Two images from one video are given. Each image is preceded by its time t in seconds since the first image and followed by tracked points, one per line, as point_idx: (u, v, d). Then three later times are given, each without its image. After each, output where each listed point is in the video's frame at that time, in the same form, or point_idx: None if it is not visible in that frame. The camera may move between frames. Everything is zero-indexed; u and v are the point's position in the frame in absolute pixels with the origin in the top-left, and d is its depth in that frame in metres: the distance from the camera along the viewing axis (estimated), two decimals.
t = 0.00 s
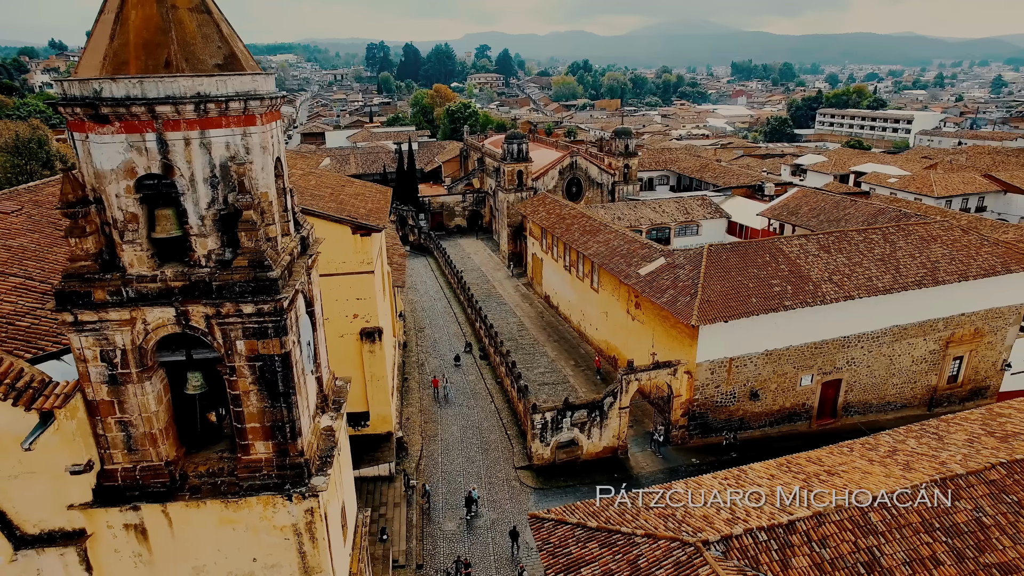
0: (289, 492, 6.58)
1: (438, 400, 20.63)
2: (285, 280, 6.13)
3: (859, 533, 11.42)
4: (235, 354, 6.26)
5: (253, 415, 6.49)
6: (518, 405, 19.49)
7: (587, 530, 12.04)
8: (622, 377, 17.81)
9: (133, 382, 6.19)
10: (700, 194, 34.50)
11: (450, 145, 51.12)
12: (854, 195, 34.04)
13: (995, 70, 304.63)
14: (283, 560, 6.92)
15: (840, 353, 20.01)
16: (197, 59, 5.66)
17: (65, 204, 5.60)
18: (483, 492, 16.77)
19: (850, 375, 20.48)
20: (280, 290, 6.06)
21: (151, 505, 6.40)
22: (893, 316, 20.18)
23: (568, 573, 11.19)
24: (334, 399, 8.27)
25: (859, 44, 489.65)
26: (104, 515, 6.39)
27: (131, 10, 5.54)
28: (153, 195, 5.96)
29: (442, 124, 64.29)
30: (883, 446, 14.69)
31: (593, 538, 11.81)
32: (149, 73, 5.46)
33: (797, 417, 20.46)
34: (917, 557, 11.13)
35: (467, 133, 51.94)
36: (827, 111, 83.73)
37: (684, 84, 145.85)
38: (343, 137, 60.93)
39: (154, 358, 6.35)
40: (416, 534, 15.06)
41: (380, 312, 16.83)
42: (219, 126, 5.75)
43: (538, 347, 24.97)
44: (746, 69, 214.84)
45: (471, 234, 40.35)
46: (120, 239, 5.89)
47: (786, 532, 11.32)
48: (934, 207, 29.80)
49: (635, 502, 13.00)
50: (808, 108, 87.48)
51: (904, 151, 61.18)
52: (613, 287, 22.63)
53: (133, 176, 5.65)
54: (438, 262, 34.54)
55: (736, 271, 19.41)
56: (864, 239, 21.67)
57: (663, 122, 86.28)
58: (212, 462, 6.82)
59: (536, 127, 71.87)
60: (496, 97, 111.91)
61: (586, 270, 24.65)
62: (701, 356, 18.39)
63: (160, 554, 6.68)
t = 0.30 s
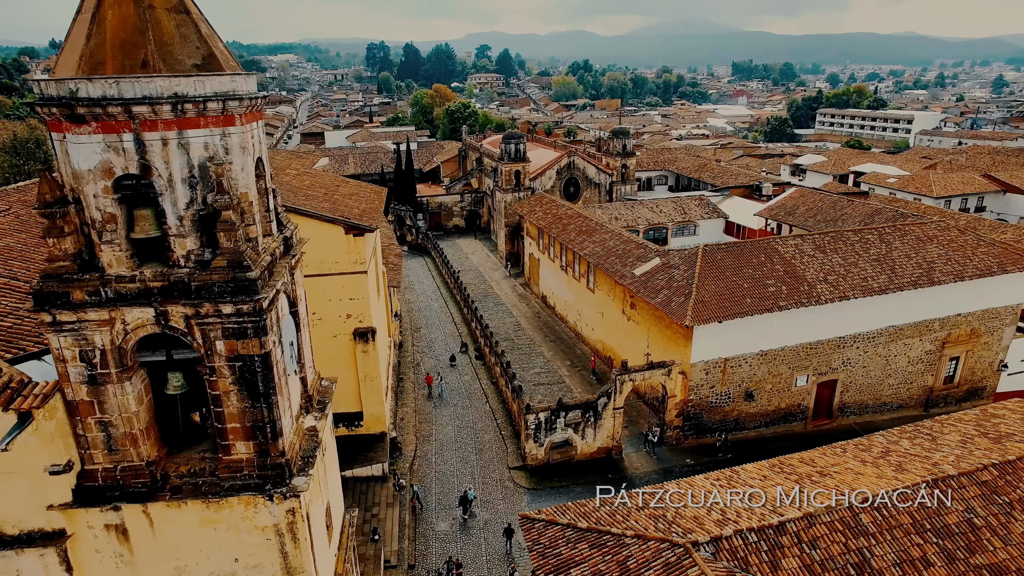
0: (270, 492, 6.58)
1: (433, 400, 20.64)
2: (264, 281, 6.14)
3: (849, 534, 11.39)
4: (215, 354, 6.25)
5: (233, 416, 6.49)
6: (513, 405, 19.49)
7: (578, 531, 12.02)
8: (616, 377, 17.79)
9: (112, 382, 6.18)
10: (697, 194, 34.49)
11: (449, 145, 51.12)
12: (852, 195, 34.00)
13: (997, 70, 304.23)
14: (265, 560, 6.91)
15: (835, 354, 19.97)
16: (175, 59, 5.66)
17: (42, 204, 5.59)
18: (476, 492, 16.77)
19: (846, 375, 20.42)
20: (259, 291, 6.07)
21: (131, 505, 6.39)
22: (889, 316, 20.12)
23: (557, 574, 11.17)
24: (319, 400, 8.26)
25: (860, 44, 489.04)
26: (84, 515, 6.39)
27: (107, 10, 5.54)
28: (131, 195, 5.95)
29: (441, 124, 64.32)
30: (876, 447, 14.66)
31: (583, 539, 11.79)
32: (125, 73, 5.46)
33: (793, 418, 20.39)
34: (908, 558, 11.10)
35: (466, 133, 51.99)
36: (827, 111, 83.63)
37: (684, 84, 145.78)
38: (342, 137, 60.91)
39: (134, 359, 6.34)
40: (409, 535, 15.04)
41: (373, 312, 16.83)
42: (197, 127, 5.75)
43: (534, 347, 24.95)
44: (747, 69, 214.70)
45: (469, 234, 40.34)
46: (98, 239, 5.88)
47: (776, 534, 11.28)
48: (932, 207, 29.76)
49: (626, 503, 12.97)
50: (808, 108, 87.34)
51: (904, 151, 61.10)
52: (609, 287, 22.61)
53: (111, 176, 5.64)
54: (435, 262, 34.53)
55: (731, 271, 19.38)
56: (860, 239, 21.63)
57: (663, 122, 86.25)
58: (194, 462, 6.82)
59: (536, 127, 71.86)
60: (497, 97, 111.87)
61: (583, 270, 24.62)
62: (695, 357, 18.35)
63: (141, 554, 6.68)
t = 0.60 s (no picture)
0: (255, 492, 6.59)
1: (431, 400, 20.63)
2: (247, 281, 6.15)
3: (843, 537, 11.33)
4: (199, 354, 6.26)
5: (218, 416, 6.50)
6: (510, 405, 19.48)
7: (571, 532, 11.99)
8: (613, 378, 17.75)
9: (97, 381, 6.19)
10: (699, 194, 34.42)
11: (451, 145, 51.17)
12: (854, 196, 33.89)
13: (1003, 70, 302.72)
14: (251, 560, 6.92)
15: (835, 355, 19.87)
16: (158, 59, 5.67)
17: (25, 204, 5.60)
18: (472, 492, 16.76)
19: (845, 377, 20.32)
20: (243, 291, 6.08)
21: (117, 504, 6.41)
22: (889, 317, 20.01)
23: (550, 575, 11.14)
24: (307, 399, 8.27)
25: (866, 44, 487.16)
26: (69, 515, 6.41)
27: (90, 10, 5.56)
28: (115, 195, 5.96)
29: (445, 125, 64.43)
30: (874, 449, 14.58)
31: (576, 540, 11.77)
32: (107, 73, 5.47)
33: (792, 419, 20.28)
34: (902, 561, 11.04)
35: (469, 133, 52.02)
36: (832, 111, 83.33)
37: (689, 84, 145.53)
38: (345, 137, 61.03)
39: (119, 358, 6.35)
40: (404, 535, 15.03)
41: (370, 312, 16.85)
42: (180, 127, 5.76)
43: (533, 347, 24.92)
44: (751, 69, 214.23)
45: (471, 234, 40.35)
46: (82, 239, 5.88)
47: (770, 536, 11.22)
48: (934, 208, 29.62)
49: (620, 505, 12.93)
50: (813, 108, 87.02)
51: (909, 151, 60.84)
52: (608, 287, 22.57)
53: (94, 176, 5.65)
54: (436, 262, 34.54)
55: (730, 271, 19.33)
56: (861, 240, 21.55)
57: (667, 121, 86.12)
58: (180, 461, 6.82)
59: (538, 127, 71.84)
60: (500, 97, 111.88)
61: (582, 270, 24.59)
62: (693, 357, 18.28)
63: (127, 553, 6.69)
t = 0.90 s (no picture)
0: (240, 491, 6.60)
1: (429, 401, 20.63)
2: (232, 281, 6.16)
3: (839, 540, 11.25)
4: (184, 354, 6.28)
5: (204, 415, 6.51)
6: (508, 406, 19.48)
7: (565, 533, 11.95)
8: (611, 379, 17.72)
9: (83, 380, 6.20)
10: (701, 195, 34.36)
11: (454, 146, 51.21)
12: (858, 196, 33.76)
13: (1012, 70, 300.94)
14: (237, 559, 6.93)
15: (835, 357, 19.76)
16: (142, 60, 5.68)
17: (9, 204, 5.62)
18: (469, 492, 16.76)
19: (845, 378, 20.21)
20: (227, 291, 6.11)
21: (103, 503, 6.43)
22: (890, 319, 19.89)
23: None
24: (296, 399, 8.28)
25: (874, 44, 484.96)
26: (55, 514, 6.44)
27: (73, 11, 5.58)
28: (100, 195, 5.97)
29: (448, 124, 64.50)
30: (872, 451, 14.50)
31: (570, 541, 11.73)
32: (90, 73, 5.48)
33: (792, 421, 20.18)
34: (898, 564, 10.96)
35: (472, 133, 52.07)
36: (837, 111, 83.00)
37: (694, 84, 145.26)
38: (349, 137, 61.13)
39: (105, 357, 6.36)
40: (400, 535, 15.05)
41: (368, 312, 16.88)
42: (164, 127, 5.78)
43: (533, 347, 24.90)
44: (757, 69, 213.65)
45: (473, 234, 40.36)
46: (67, 239, 5.90)
47: (764, 538, 11.15)
48: (937, 209, 29.48)
49: (615, 506, 12.88)
50: (818, 108, 86.66)
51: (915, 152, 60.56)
52: (607, 288, 22.52)
53: (78, 177, 5.66)
54: (437, 263, 34.56)
55: (729, 272, 19.26)
56: (862, 241, 21.45)
57: (671, 122, 86.00)
58: (166, 461, 6.84)
59: (542, 127, 71.81)
60: (505, 97, 111.90)
61: (582, 271, 24.57)
62: (692, 358, 18.22)
63: (113, 552, 6.71)
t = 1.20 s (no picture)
0: (227, 491, 6.62)
1: (429, 401, 20.64)
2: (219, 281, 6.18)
3: (835, 543, 11.17)
4: (171, 354, 6.30)
5: (191, 415, 6.54)
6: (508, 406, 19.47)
7: (560, 534, 11.92)
8: (610, 380, 17.68)
9: (70, 380, 6.23)
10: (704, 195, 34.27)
11: (458, 146, 51.21)
12: (862, 197, 33.59)
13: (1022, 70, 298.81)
14: (225, 558, 6.95)
15: (836, 358, 19.64)
16: (128, 60, 5.70)
17: None
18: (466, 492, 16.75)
19: (847, 380, 20.09)
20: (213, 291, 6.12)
21: (90, 501, 6.45)
22: (892, 320, 19.75)
23: None
24: (287, 399, 8.30)
25: (882, 44, 482.58)
26: (42, 512, 6.47)
27: (59, 11, 5.60)
28: (87, 195, 5.99)
29: (453, 124, 64.58)
30: (871, 453, 14.41)
31: (564, 543, 11.69)
32: (75, 73, 5.49)
33: (793, 423, 20.07)
34: (895, 568, 10.87)
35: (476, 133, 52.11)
36: (844, 111, 82.59)
37: (700, 84, 144.89)
38: (353, 136, 61.18)
39: (92, 356, 6.38)
40: (396, 534, 15.06)
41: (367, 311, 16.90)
42: (150, 128, 5.80)
43: (533, 348, 24.87)
44: (763, 69, 212.92)
45: (476, 234, 40.35)
46: (53, 239, 5.92)
47: (760, 541, 11.09)
48: (942, 210, 29.26)
49: (611, 507, 12.84)
50: (824, 108, 86.18)
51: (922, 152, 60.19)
52: (608, 288, 22.47)
53: (63, 176, 5.68)
54: (440, 263, 34.58)
55: (730, 273, 19.18)
56: (864, 242, 21.32)
57: (677, 122, 85.81)
58: (155, 460, 6.86)
59: (547, 127, 71.72)
60: (510, 97, 111.88)
61: (583, 271, 24.54)
62: (692, 360, 18.16)
63: (101, 551, 6.73)
